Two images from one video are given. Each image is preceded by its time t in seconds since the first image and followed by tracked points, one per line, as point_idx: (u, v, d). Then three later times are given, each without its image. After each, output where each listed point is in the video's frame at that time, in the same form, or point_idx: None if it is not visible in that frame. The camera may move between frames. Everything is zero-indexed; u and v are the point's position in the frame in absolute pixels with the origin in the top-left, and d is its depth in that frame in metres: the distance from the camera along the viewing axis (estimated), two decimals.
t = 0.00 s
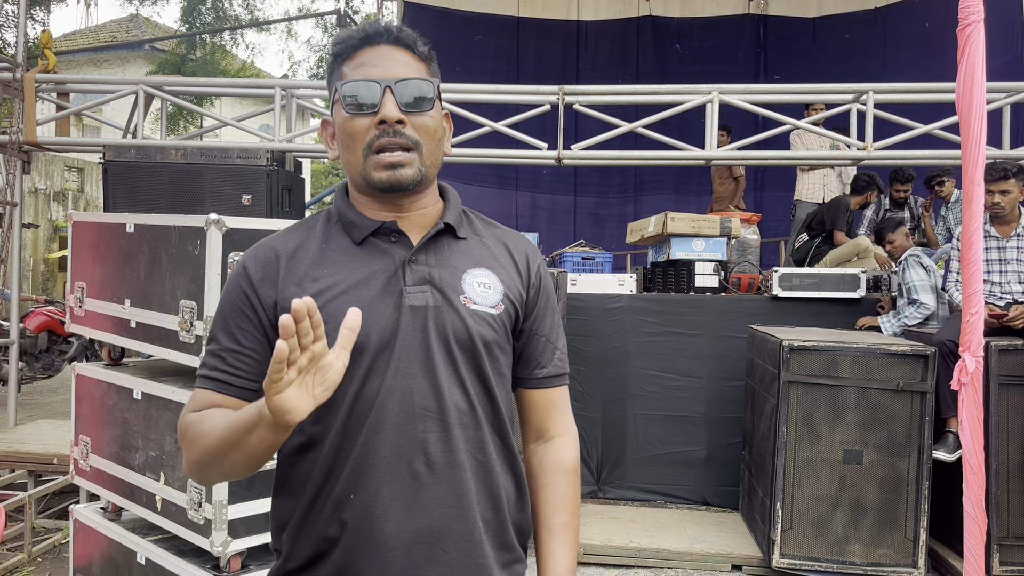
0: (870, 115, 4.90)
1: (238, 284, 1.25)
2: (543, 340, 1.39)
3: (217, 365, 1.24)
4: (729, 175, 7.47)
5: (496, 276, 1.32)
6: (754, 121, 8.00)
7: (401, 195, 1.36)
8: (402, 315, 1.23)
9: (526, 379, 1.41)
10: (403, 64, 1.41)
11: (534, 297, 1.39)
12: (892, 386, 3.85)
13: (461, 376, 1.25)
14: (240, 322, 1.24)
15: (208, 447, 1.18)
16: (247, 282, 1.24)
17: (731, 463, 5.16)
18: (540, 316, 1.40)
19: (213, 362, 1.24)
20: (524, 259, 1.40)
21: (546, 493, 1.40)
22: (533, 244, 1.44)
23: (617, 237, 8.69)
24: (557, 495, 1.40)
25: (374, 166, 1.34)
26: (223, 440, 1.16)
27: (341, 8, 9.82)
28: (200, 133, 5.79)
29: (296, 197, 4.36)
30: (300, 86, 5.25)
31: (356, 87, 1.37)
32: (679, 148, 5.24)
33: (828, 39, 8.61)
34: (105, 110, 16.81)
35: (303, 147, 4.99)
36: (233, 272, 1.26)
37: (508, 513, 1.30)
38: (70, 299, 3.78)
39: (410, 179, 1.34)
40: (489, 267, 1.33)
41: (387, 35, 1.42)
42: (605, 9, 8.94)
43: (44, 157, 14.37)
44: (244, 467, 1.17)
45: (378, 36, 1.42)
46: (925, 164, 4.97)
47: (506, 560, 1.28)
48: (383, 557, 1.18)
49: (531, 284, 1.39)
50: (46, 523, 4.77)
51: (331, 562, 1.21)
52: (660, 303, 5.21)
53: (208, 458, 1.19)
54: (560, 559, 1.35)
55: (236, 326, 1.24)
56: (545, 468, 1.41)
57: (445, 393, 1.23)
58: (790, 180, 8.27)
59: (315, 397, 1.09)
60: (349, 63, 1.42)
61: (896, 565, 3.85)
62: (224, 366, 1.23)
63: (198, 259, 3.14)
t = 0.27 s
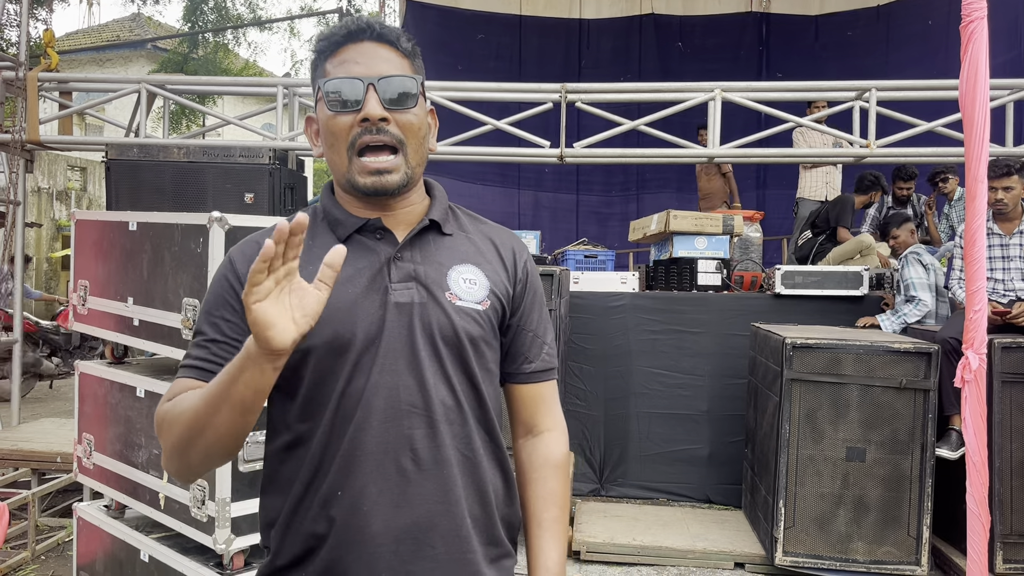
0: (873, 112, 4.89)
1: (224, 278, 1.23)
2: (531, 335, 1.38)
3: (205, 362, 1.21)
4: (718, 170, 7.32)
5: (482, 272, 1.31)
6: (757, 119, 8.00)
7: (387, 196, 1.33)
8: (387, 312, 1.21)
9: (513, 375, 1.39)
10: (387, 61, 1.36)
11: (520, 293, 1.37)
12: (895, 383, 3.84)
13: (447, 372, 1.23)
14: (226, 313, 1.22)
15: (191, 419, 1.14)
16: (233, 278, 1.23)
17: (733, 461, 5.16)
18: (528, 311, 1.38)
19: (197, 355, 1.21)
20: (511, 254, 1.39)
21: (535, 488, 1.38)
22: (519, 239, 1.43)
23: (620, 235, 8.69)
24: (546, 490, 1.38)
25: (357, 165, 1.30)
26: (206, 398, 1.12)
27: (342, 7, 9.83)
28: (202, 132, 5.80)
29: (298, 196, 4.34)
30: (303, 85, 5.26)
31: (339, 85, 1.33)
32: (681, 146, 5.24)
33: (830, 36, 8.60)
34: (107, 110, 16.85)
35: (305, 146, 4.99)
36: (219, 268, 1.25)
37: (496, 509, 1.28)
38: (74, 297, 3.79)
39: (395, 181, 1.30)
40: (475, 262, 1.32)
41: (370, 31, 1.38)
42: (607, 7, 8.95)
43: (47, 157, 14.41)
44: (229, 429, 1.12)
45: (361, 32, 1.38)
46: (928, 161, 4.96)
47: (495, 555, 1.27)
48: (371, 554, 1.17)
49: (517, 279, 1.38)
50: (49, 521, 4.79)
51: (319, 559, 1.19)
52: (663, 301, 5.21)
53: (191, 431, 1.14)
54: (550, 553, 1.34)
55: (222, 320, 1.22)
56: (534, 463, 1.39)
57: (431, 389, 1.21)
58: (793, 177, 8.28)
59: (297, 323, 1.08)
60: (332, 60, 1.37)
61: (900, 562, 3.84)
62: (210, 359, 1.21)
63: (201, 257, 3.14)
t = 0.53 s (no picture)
0: (875, 111, 4.88)
1: (214, 283, 1.22)
2: (521, 335, 1.37)
3: (199, 368, 1.20)
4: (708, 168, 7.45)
5: (472, 273, 1.30)
6: (759, 117, 7.99)
7: (377, 200, 1.32)
8: (378, 314, 1.21)
9: (503, 374, 1.38)
10: (377, 65, 1.35)
11: (511, 293, 1.37)
12: (898, 382, 3.83)
13: (439, 373, 1.23)
14: (219, 320, 1.20)
15: (194, 450, 1.13)
16: (224, 282, 1.21)
17: (735, 460, 5.15)
18: (518, 310, 1.37)
19: (194, 364, 1.20)
20: (500, 254, 1.38)
21: (526, 486, 1.37)
22: (509, 239, 1.43)
23: (622, 234, 8.69)
24: (537, 488, 1.37)
25: (348, 172, 1.30)
26: (209, 440, 1.12)
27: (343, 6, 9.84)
28: (203, 131, 5.80)
29: (300, 194, 4.30)
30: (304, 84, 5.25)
31: (329, 91, 1.31)
32: (682, 145, 5.23)
33: (832, 34, 8.58)
34: (109, 108, 16.86)
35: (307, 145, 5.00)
36: (210, 274, 1.23)
37: (488, 508, 1.28)
38: (75, 296, 3.79)
39: (385, 184, 1.30)
40: (465, 263, 1.31)
41: (359, 33, 1.36)
42: (609, 6, 8.94)
43: (49, 156, 14.41)
44: (232, 467, 1.13)
45: (351, 35, 1.36)
46: (930, 159, 4.94)
47: (487, 555, 1.27)
48: (365, 555, 1.17)
49: (507, 279, 1.37)
50: (52, 520, 4.80)
51: (312, 560, 1.19)
52: (664, 300, 5.20)
53: (194, 462, 1.14)
54: (541, 550, 1.34)
55: (214, 325, 1.20)
56: (525, 461, 1.38)
57: (422, 390, 1.20)
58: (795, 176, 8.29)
59: (298, 389, 1.06)
60: (321, 63, 1.36)
61: (902, 561, 3.84)
62: (205, 366, 1.19)
63: (202, 256, 3.14)
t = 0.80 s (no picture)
0: (877, 109, 4.88)
1: (210, 285, 1.21)
2: (518, 332, 1.36)
3: (196, 370, 1.19)
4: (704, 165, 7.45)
5: (469, 270, 1.30)
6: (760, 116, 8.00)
7: (372, 199, 1.32)
8: (375, 313, 1.21)
9: (500, 371, 1.37)
10: (369, 64, 1.35)
11: (507, 289, 1.37)
12: (900, 381, 3.83)
13: (436, 372, 1.23)
14: (215, 323, 1.19)
15: (193, 462, 1.13)
16: (219, 285, 1.21)
17: (737, 459, 5.15)
18: (515, 307, 1.37)
19: (192, 367, 1.19)
20: (497, 252, 1.38)
21: (525, 484, 1.37)
22: (505, 236, 1.42)
23: (623, 233, 8.69)
24: (536, 485, 1.37)
25: (341, 170, 1.30)
26: (208, 457, 1.11)
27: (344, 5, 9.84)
28: (205, 131, 5.80)
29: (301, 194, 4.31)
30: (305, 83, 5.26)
31: (321, 90, 1.31)
32: (684, 144, 5.22)
33: (834, 33, 8.57)
34: (110, 108, 16.88)
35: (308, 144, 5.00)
36: (205, 276, 1.22)
37: (487, 506, 1.28)
38: (77, 296, 3.79)
39: (378, 181, 1.30)
40: (461, 261, 1.31)
41: (351, 32, 1.36)
42: (610, 5, 8.94)
43: (51, 155, 14.43)
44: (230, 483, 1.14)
45: (342, 34, 1.36)
46: (932, 158, 4.94)
47: (486, 552, 1.27)
48: (364, 554, 1.17)
49: (503, 275, 1.37)
50: (54, 519, 4.80)
51: (310, 560, 1.19)
52: (666, 299, 5.20)
53: (193, 474, 1.14)
54: (541, 546, 1.34)
55: (210, 328, 1.19)
56: (523, 458, 1.37)
57: (420, 389, 1.20)
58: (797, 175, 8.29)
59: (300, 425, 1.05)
60: (313, 62, 1.36)
61: (904, 560, 3.84)
62: (203, 370, 1.19)
63: (204, 255, 3.14)
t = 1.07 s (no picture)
0: (878, 107, 4.87)
1: (210, 285, 1.21)
2: (519, 328, 1.36)
3: (195, 369, 1.20)
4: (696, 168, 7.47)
5: (468, 268, 1.29)
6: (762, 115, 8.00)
7: (370, 195, 1.32)
8: (374, 312, 1.21)
9: (501, 368, 1.37)
10: (367, 61, 1.35)
11: (508, 286, 1.36)
12: (901, 380, 3.82)
13: (435, 370, 1.22)
14: (214, 323, 1.20)
15: (194, 461, 1.15)
16: (219, 284, 1.21)
17: (739, 457, 5.15)
18: (515, 303, 1.36)
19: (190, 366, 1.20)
20: (497, 248, 1.37)
21: (527, 481, 1.37)
22: (505, 232, 1.41)
23: (625, 232, 8.69)
24: (538, 482, 1.37)
25: (339, 167, 1.30)
26: (208, 455, 1.13)
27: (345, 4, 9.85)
28: (206, 130, 5.80)
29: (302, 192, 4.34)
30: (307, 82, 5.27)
31: (319, 88, 1.31)
32: (685, 143, 5.22)
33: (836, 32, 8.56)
34: (112, 107, 16.89)
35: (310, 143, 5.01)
36: (205, 275, 1.23)
37: (488, 504, 1.28)
38: (79, 295, 3.79)
39: (376, 176, 1.30)
40: (461, 258, 1.30)
41: (349, 30, 1.36)
42: (612, 3, 8.94)
43: (52, 155, 14.43)
44: (230, 478, 1.16)
45: (340, 32, 1.36)
46: (934, 156, 4.93)
47: (488, 550, 1.27)
48: (365, 553, 1.17)
49: (504, 272, 1.36)
50: (56, 518, 4.80)
51: (311, 559, 1.19)
52: (667, 298, 5.20)
53: (193, 472, 1.16)
54: (543, 544, 1.34)
55: (210, 328, 1.20)
56: (525, 455, 1.37)
57: (419, 387, 1.20)
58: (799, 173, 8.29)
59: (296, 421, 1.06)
60: (311, 60, 1.36)
61: (906, 559, 3.83)
62: (202, 369, 1.20)
63: (205, 254, 3.14)
